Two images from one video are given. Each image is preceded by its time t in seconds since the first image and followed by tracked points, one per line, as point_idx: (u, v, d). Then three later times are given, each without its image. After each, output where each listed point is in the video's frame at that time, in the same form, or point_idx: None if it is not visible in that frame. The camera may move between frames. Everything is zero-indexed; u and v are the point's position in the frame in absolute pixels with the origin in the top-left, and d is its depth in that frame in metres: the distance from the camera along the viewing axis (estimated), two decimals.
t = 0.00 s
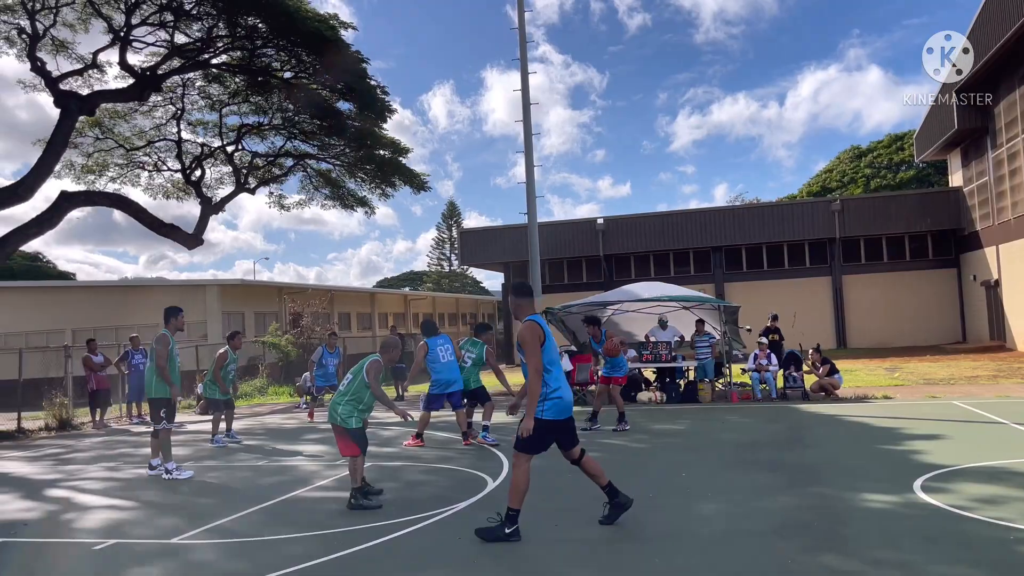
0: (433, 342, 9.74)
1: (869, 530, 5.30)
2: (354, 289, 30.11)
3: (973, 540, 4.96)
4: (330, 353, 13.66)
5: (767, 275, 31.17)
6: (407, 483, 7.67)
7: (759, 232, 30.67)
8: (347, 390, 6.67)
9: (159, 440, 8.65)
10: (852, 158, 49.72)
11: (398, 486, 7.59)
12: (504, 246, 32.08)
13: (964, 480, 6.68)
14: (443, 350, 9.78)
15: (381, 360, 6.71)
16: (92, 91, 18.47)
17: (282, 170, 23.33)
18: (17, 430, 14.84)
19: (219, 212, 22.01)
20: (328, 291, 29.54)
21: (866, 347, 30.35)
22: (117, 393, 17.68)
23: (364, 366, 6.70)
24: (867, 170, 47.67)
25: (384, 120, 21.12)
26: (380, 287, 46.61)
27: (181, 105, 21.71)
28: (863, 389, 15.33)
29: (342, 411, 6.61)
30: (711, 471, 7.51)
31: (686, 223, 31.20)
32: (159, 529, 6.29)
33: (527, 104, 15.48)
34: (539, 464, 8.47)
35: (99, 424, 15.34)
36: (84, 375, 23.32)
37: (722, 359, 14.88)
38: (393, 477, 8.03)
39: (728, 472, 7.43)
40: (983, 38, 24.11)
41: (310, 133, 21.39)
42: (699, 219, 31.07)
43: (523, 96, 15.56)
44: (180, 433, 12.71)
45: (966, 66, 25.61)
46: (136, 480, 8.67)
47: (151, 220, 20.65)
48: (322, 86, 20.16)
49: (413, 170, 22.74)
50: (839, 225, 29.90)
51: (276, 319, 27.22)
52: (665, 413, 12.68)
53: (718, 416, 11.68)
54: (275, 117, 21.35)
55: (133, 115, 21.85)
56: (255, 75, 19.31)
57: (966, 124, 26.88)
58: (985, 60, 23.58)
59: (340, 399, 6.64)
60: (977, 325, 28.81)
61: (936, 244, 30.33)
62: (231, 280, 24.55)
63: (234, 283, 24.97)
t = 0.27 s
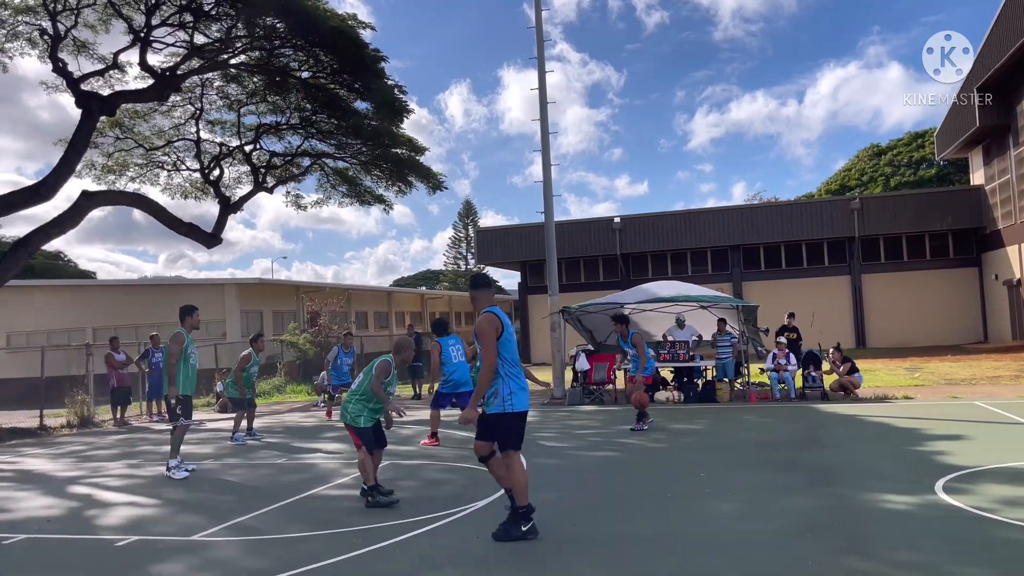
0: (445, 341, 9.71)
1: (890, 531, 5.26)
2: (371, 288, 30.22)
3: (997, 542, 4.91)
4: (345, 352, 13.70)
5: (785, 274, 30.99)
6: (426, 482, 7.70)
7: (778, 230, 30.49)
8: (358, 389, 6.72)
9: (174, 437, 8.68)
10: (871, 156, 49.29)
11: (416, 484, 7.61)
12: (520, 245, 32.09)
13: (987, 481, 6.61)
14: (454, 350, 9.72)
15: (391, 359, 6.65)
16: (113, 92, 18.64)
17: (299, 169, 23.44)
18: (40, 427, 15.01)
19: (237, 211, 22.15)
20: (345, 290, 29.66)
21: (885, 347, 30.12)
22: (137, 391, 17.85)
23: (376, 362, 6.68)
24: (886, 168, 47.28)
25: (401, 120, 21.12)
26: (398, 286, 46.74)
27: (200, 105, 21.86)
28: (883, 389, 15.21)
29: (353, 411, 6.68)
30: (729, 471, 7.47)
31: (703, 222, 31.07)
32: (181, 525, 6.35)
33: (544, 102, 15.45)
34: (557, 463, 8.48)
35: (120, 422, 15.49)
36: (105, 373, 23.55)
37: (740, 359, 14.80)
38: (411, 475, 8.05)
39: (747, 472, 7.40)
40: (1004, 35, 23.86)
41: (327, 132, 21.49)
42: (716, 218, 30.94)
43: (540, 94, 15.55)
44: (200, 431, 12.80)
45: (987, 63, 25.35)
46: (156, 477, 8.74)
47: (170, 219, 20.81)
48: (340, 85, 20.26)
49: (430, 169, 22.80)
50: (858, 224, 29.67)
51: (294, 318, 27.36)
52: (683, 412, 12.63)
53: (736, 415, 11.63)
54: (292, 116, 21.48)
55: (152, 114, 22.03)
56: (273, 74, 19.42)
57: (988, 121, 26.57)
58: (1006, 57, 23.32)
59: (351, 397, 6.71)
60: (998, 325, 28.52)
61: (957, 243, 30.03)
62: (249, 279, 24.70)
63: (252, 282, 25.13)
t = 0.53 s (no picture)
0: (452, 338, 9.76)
1: (906, 533, 5.22)
2: (386, 286, 30.32)
3: (1014, 544, 4.87)
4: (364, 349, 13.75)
5: (801, 273, 30.82)
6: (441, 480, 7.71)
7: (794, 229, 30.31)
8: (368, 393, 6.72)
9: (187, 434, 8.73)
10: (889, 154, 48.93)
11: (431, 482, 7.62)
12: (535, 244, 32.08)
13: (1005, 482, 6.55)
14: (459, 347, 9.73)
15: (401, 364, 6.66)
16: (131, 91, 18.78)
17: (314, 168, 23.52)
18: (59, 424, 15.17)
19: (253, 210, 22.27)
20: (361, 288, 29.77)
21: (902, 347, 29.91)
22: (155, 388, 17.99)
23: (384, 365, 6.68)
24: (904, 167, 46.96)
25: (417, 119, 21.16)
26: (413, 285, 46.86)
27: (216, 104, 22.00)
28: (901, 388, 15.10)
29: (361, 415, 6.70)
30: (745, 471, 7.45)
31: (718, 221, 30.94)
32: (197, 522, 6.39)
33: (559, 101, 15.44)
34: (572, 462, 8.47)
35: (137, 419, 15.61)
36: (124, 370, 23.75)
37: (756, 359, 14.73)
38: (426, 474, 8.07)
39: (763, 472, 7.37)
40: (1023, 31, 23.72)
41: (342, 132, 21.58)
42: (732, 217, 30.80)
43: (556, 93, 15.53)
44: (217, 429, 12.88)
45: (1006, 61, 25.15)
46: (173, 474, 8.81)
47: (187, 218, 20.96)
48: (355, 84, 20.31)
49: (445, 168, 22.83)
50: (875, 223, 29.45)
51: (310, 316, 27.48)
52: (698, 412, 12.60)
53: (751, 415, 11.58)
54: (308, 115, 21.58)
55: (169, 114, 22.17)
56: (289, 73, 19.51)
57: (1007, 119, 26.30)
58: None
59: (357, 401, 6.74)
60: (1017, 325, 28.25)
61: (976, 243, 29.75)
62: (266, 278, 24.83)
63: (268, 281, 25.27)
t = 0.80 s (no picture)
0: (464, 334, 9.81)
1: (924, 534, 5.18)
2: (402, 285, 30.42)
3: None
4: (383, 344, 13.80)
5: (819, 273, 30.63)
6: (456, 478, 7.72)
7: (811, 229, 30.11)
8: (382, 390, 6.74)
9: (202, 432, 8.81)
10: (908, 153, 48.50)
11: (446, 480, 7.64)
12: (551, 243, 32.06)
13: None
14: (471, 344, 9.77)
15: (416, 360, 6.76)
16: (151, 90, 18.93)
17: (331, 166, 23.63)
18: (78, 420, 15.31)
19: (271, 208, 22.39)
20: (377, 286, 29.88)
21: (920, 347, 29.67)
22: (173, 385, 18.13)
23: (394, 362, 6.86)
24: (923, 166, 46.56)
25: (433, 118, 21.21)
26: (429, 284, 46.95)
27: (235, 102, 22.13)
28: (919, 389, 14.98)
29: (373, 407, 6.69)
30: (761, 471, 7.41)
31: (735, 220, 30.79)
32: (215, 518, 6.43)
33: (575, 99, 15.39)
34: (587, 461, 8.45)
35: (155, 415, 15.73)
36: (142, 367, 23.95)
37: (773, 358, 14.66)
38: (441, 472, 8.09)
39: (779, 472, 7.33)
40: None
41: (358, 130, 21.67)
42: (749, 216, 30.64)
43: (572, 91, 15.51)
44: (234, 426, 12.96)
45: None
46: (190, 470, 8.87)
47: (206, 216, 21.11)
48: (372, 83, 20.37)
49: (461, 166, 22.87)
50: (894, 223, 29.22)
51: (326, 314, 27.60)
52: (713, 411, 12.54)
53: (767, 415, 11.52)
54: (325, 114, 21.69)
55: (188, 112, 22.32)
56: (307, 72, 19.60)
57: None
58: None
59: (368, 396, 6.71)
60: None
61: (996, 242, 29.46)
62: (283, 276, 24.96)
63: (285, 278, 25.40)
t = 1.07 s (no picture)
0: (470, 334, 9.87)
1: (938, 536, 5.15)
2: (415, 283, 30.49)
3: None
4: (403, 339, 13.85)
5: (833, 272, 30.46)
6: (467, 476, 7.73)
7: (826, 228, 29.94)
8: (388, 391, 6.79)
9: (216, 428, 8.86)
10: (924, 152, 48.13)
11: (457, 478, 7.65)
12: (564, 241, 32.03)
13: None
14: (476, 344, 9.81)
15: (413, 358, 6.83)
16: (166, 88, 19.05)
17: (344, 165, 23.69)
18: (94, 416, 15.44)
19: (285, 206, 22.49)
20: (390, 284, 29.95)
21: (936, 347, 29.46)
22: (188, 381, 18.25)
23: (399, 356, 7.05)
24: (940, 165, 46.20)
25: (446, 116, 21.25)
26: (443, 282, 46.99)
27: (249, 101, 22.23)
28: (934, 390, 14.88)
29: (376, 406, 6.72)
30: (773, 471, 7.38)
31: (749, 219, 30.66)
32: (228, 514, 6.47)
33: (588, 97, 15.36)
34: (598, 460, 8.44)
35: (169, 411, 15.84)
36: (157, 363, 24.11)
37: (786, 358, 14.59)
38: (452, 470, 8.09)
39: (792, 472, 7.30)
40: None
41: (372, 128, 21.73)
42: (763, 215, 30.50)
43: (586, 90, 15.48)
44: (247, 422, 13.03)
45: None
46: (204, 467, 8.93)
47: (220, 213, 21.23)
48: (386, 81, 20.40)
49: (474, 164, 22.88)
50: (909, 222, 29.02)
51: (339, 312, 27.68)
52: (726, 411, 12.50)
53: (780, 415, 11.47)
54: (339, 112, 21.76)
55: (203, 111, 22.45)
56: (322, 70, 19.66)
57: None
58: None
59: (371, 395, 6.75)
60: None
61: (1013, 242, 29.21)
62: (297, 273, 25.07)
63: (299, 276, 25.50)
